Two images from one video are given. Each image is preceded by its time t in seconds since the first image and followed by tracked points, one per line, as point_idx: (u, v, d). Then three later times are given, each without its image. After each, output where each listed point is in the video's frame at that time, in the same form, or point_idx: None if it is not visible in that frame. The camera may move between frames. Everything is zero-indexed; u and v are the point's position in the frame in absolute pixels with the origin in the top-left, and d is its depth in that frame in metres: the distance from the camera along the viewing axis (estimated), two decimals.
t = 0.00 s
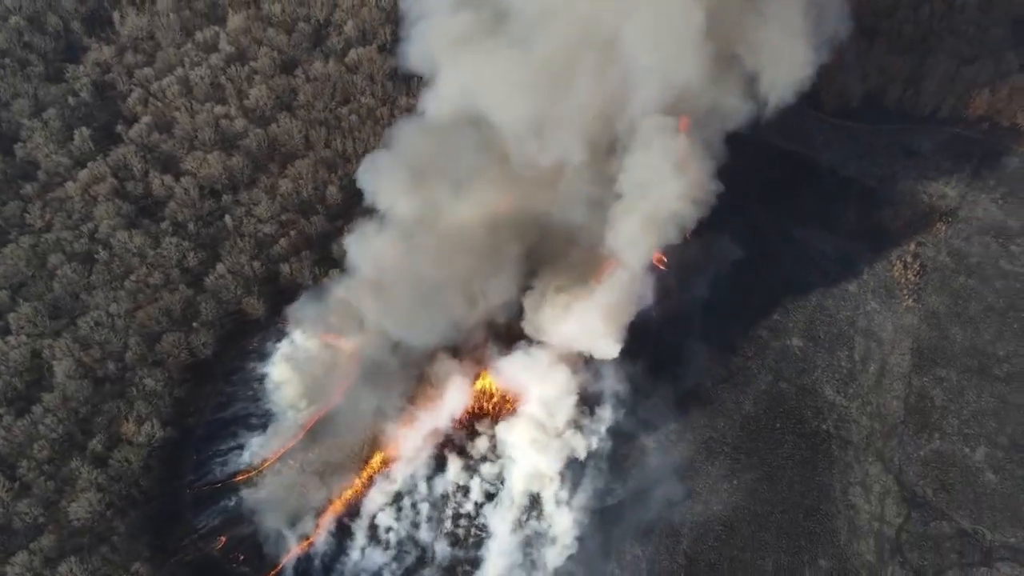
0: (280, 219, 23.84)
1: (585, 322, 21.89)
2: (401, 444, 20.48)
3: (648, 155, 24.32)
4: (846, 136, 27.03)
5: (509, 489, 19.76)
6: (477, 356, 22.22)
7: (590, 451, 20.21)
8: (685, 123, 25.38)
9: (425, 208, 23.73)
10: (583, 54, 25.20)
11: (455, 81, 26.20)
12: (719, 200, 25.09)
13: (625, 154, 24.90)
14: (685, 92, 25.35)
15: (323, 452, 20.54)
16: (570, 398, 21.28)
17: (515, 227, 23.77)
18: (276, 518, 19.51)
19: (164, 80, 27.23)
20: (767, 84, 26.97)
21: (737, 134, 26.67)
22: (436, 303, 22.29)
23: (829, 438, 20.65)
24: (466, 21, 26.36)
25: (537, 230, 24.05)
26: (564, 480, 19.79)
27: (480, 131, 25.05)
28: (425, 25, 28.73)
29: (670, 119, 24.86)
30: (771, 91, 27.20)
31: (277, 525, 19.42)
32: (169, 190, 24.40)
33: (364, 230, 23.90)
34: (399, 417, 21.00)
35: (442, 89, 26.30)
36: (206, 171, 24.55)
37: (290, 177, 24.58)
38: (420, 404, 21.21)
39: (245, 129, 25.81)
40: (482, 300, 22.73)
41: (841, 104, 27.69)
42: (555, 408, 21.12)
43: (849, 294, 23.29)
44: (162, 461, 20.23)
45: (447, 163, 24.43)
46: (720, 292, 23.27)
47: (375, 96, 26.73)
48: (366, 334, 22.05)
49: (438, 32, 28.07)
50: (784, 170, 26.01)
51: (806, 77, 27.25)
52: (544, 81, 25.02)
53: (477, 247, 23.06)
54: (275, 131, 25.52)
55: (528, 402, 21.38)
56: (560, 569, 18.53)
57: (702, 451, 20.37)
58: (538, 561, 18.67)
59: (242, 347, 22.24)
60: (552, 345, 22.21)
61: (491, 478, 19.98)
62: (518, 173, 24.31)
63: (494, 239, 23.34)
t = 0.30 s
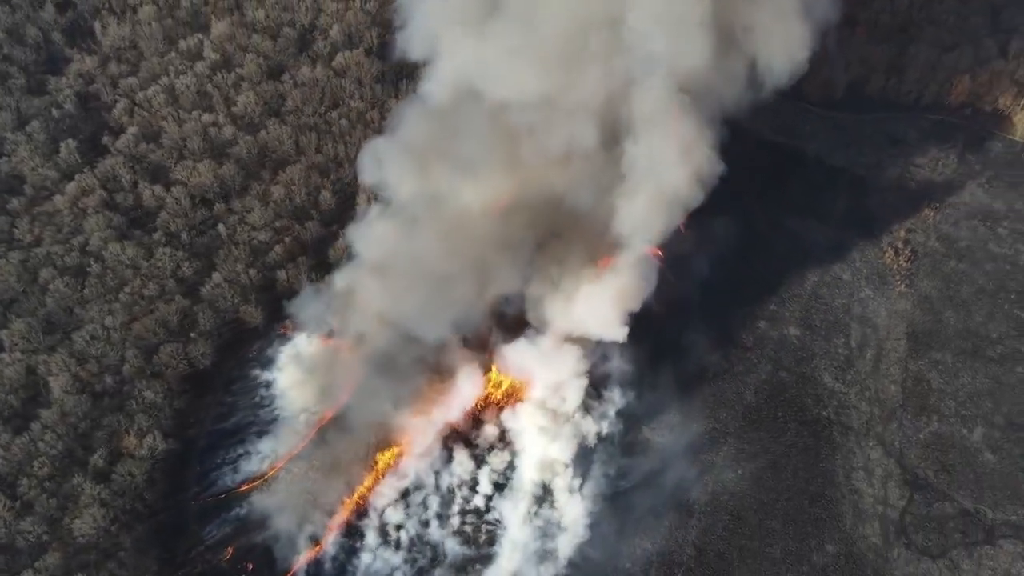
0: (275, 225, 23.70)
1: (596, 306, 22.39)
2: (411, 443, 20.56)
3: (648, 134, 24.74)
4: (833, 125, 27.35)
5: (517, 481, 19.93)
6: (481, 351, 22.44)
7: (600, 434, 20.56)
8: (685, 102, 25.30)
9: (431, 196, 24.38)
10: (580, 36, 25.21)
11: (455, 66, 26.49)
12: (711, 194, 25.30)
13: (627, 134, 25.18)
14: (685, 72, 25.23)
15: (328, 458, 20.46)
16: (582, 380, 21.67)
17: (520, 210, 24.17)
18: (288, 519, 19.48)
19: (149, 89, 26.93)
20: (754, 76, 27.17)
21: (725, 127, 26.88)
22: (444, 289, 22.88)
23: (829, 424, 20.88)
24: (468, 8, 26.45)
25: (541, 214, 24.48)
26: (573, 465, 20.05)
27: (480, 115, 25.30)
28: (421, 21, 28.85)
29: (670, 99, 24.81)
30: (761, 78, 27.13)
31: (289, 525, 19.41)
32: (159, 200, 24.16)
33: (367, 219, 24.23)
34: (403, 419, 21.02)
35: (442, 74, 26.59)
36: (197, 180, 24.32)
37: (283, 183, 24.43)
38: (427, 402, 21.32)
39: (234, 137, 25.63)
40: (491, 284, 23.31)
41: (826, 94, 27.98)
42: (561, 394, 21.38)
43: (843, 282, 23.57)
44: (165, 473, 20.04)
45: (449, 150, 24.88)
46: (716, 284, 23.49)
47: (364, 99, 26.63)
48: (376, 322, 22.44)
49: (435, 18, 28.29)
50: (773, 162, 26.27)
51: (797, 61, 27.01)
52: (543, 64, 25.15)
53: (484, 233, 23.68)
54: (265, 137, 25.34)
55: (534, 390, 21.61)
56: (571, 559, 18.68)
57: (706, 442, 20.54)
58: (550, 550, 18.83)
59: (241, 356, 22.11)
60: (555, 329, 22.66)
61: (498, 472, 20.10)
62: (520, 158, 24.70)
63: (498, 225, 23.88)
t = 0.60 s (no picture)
0: (268, 232, 23.59)
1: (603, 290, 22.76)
2: (422, 439, 20.68)
3: (652, 113, 24.81)
4: (819, 115, 27.68)
5: (522, 474, 20.14)
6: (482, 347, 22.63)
7: (608, 417, 21.00)
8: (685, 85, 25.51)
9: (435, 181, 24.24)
10: (585, 11, 24.67)
11: (453, 46, 26.16)
12: (702, 188, 25.54)
13: (632, 111, 25.11)
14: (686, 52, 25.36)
15: (333, 462, 20.30)
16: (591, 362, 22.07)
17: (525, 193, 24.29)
18: (299, 522, 19.32)
19: (134, 99, 26.61)
20: (739, 68, 27.37)
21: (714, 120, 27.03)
22: (453, 275, 22.91)
23: (829, 411, 21.14)
24: None
25: (547, 197, 24.72)
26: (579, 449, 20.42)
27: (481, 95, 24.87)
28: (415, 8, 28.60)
29: (670, 82, 24.93)
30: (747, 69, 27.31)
31: (300, 527, 19.27)
32: (150, 211, 23.92)
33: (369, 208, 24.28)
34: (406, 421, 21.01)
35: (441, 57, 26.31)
36: (188, 189, 24.11)
37: (275, 189, 24.29)
38: (431, 398, 21.34)
39: (223, 145, 25.42)
40: (501, 268, 23.44)
41: (811, 84, 28.27)
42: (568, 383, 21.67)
43: (836, 269, 23.84)
44: (169, 485, 19.95)
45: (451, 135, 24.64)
46: (711, 277, 23.77)
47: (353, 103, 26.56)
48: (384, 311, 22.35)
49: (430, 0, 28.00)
50: (760, 155, 26.64)
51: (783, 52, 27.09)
52: (545, 46, 24.66)
53: (491, 217, 23.63)
54: (254, 144, 25.11)
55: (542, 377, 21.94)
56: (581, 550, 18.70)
57: (709, 432, 20.73)
58: (560, 539, 18.92)
59: (241, 365, 22.11)
60: (558, 316, 22.94)
61: (503, 467, 20.29)
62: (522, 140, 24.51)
63: (504, 209, 23.87)
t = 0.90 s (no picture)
0: (261, 237, 23.52)
1: (607, 272, 22.71)
2: (431, 431, 20.53)
3: (656, 95, 24.55)
4: (804, 104, 28.01)
5: (529, 461, 20.27)
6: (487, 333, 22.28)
7: (614, 397, 21.22)
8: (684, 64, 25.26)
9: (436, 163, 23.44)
10: None
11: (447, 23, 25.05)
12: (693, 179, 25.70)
13: (636, 91, 24.66)
14: (686, 35, 25.03)
15: (337, 466, 20.08)
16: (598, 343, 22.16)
17: (532, 172, 23.49)
18: (307, 528, 19.22)
19: (118, 107, 26.29)
20: (725, 58, 27.53)
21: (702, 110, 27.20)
22: (460, 261, 22.25)
23: (828, 394, 21.38)
24: None
25: (553, 177, 23.86)
26: (585, 431, 20.59)
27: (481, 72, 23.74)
28: None
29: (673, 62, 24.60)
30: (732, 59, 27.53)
31: (310, 532, 19.18)
32: (140, 219, 23.67)
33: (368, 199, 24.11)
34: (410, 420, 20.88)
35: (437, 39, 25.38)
36: (178, 196, 23.93)
37: (266, 194, 24.15)
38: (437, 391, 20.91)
39: (211, 150, 25.19)
40: (507, 251, 22.96)
41: (794, 73, 28.57)
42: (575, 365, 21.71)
43: (827, 255, 24.12)
44: (172, 495, 19.79)
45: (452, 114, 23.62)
46: (705, 266, 23.91)
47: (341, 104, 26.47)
48: (391, 297, 21.64)
49: None
50: (749, 144, 26.85)
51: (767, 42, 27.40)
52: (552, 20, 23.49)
53: (496, 200, 22.85)
54: (243, 148, 24.97)
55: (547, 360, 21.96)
56: (590, 538, 18.85)
57: (711, 419, 20.89)
58: (568, 523, 19.07)
59: (240, 371, 21.95)
60: (562, 299, 22.75)
61: (510, 454, 20.41)
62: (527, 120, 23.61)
63: (512, 193, 23.11)
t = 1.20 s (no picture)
0: (255, 242, 23.39)
1: (610, 249, 22.89)
2: (438, 426, 20.66)
3: (656, 71, 24.61)
4: (789, 90, 28.27)
5: (534, 448, 20.36)
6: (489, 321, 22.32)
7: (614, 382, 21.36)
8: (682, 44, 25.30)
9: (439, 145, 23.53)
10: None
11: (443, 5, 25.31)
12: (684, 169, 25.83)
13: (635, 73, 24.68)
14: (682, 14, 25.05)
15: (342, 469, 19.89)
16: (603, 321, 22.32)
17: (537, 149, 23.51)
18: (313, 532, 19.01)
19: (103, 114, 25.93)
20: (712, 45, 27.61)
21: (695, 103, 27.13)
22: (468, 240, 22.29)
23: (825, 377, 21.65)
24: None
25: (559, 158, 23.87)
26: (587, 413, 20.76)
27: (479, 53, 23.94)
28: None
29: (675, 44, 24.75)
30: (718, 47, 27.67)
31: (317, 536, 18.96)
32: (130, 227, 23.40)
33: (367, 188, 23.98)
34: (414, 418, 20.77)
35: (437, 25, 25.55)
36: (168, 203, 23.68)
37: (257, 198, 24.00)
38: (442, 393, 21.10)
39: (199, 155, 24.96)
40: (514, 232, 23.01)
41: (779, 61, 28.83)
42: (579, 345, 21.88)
43: (819, 240, 24.39)
44: (176, 503, 19.54)
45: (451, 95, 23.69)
46: (699, 255, 24.07)
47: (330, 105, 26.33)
48: (398, 282, 21.92)
49: None
50: (737, 133, 27.05)
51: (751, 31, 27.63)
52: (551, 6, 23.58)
53: (501, 187, 22.81)
54: (231, 152, 24.79)
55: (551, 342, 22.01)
56: (598, 527, 18.94)
57: (711, 405, 21.09)
58: (575, 508, 19.19)
59: (239, 376, 21.73)
60: (563, 282, 22.76)
61: (515, 441, 20.49)
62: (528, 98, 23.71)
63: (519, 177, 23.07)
